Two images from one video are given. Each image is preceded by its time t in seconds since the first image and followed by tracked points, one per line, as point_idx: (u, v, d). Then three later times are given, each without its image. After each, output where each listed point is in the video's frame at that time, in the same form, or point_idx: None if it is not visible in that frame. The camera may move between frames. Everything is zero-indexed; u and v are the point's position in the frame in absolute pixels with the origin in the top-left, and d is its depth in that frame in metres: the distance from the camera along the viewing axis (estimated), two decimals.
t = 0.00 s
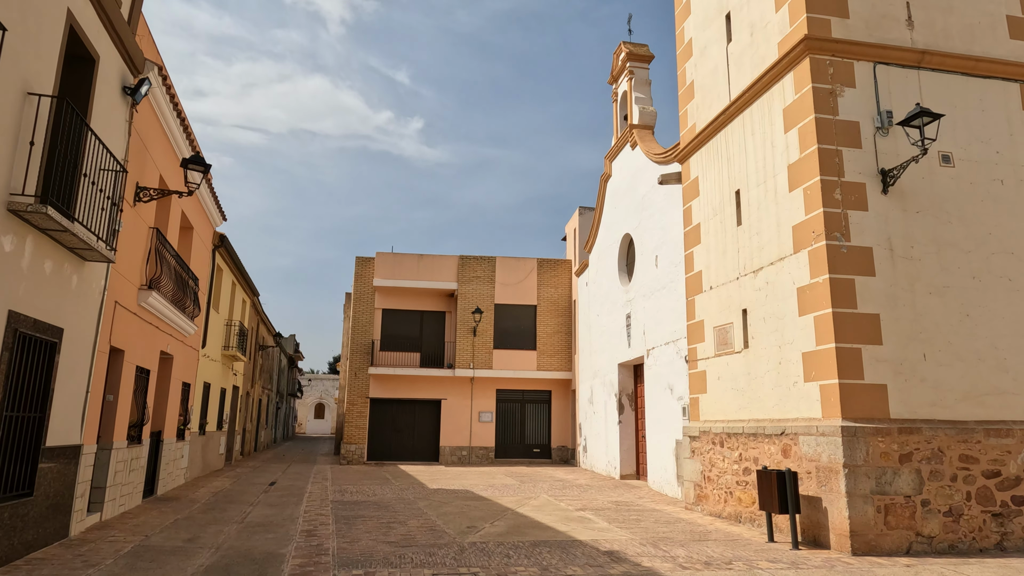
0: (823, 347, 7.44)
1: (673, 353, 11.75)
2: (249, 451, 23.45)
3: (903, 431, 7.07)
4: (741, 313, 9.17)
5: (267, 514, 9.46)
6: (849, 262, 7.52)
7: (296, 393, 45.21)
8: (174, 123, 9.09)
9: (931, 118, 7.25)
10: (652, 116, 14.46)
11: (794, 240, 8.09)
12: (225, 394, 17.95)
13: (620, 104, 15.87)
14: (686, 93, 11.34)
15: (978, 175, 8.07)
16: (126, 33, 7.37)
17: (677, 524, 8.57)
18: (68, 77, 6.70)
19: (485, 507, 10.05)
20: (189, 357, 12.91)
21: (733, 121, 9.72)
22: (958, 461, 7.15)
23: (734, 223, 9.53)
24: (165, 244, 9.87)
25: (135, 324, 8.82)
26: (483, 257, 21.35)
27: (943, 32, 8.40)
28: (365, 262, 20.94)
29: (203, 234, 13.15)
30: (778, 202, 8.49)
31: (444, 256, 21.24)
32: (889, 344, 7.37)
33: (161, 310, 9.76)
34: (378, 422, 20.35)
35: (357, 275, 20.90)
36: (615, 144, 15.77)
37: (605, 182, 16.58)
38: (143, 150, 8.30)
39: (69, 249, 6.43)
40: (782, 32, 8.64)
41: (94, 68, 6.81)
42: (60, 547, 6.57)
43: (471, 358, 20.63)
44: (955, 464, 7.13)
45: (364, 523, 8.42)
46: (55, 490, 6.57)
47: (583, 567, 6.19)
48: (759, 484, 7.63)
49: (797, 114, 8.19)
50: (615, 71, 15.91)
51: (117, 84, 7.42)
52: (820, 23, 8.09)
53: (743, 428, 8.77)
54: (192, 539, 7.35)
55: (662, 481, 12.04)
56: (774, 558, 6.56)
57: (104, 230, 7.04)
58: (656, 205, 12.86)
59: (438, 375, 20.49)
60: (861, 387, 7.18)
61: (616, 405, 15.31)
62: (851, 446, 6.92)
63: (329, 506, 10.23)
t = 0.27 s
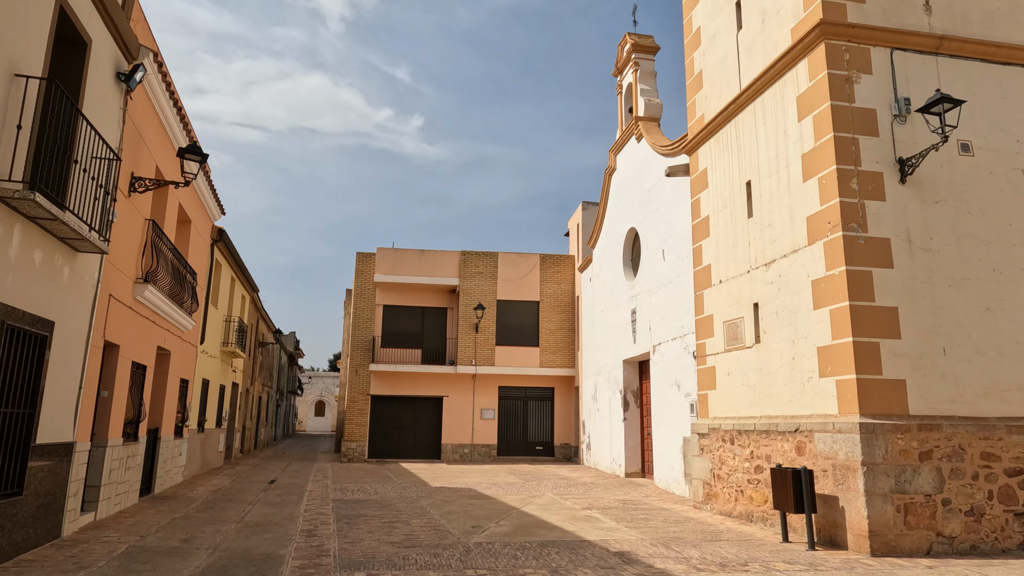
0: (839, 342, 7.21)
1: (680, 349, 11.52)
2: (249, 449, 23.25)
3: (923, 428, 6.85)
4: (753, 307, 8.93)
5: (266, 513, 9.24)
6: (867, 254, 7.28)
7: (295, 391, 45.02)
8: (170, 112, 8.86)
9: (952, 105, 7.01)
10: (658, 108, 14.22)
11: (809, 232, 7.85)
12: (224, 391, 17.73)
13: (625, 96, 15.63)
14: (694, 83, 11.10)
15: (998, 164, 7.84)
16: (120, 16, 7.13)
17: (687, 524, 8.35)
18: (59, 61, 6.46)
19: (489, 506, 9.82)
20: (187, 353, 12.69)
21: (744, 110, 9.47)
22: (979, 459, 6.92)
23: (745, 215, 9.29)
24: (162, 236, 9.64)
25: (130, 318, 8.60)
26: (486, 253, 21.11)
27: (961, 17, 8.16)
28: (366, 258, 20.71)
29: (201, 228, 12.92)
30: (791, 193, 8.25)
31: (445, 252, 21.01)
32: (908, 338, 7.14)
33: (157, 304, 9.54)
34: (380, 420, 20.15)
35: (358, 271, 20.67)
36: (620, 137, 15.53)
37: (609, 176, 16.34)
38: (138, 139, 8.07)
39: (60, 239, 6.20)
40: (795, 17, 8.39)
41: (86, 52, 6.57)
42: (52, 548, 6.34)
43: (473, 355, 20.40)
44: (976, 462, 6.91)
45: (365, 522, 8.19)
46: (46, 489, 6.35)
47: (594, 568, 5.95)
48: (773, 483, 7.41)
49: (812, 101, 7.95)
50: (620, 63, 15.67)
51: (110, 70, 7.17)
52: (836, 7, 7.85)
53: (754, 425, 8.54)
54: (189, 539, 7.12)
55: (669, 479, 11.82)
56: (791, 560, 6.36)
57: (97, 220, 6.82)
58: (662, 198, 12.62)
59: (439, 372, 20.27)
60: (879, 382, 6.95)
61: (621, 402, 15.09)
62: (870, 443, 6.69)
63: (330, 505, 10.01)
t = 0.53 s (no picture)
0: (859, 339, 6.97)
1: (690, 347, 11.29)
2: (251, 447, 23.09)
3: (946, 428, 6.62)
4: (767, 303, 8.70)
5: (268, 514, 9.04)
6: (888, 248, 7.04)
7: (298, 389, 44.90)
8: (169, 102, 8.64)
9: (978, 93, 6.77)
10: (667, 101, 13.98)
11: (827, 225, 7.62)
12: (226, 389, 17.54)
13: (632, 90, 15.40)
14: (705, 75, 10.85)
15: (1022, 156, 7.59)
16: (117, 2, 6.91)
17: (699, 526, 8.13)
18: (53, 48, 6.25)
19: (496, 506, 9.62)
20: (188, 350, 12.49)
21: (758, 101, 9.23)
22: (1005, 460, 6.69)
23: (759, 209, 9.06)
24: (161, 231, 9.44)
25: (129, 314, 8.40)
26: (490, 249, 20.89)
27: (984, 4, 7.90)
28: (369, 254, 20.51)
29: (202, 223, 12.73)
30: (807, 185, 8.01)
31: (449, 248, 20.79)
32: (930, 335, 6.90)
33: (157, 300, 9.34)
34: (383, 418, 19.98)
35: (361, 268, 20.47)
36: (627, 131, 15.29)
37: (616, 171, 16.11)
38: (136, 130, 7.86)
39: (54, 231, 6.00)
40: (812, 5, 8.14)
41: (82, 39, 6.35)
42: (46, 551, 6.15)
43: (477, 352, 20.19)
44: (1001, 463, 6.68)
45: (370, 524, 7.98)
46: (41, 490, 6.15)
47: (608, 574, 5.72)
48: (790, 484, 7.19)
49: (830, 91, 7.71)
50: (627, 56, 15.42)
51: (107, 58, 6.96)
52: None
53: (769, 424, 8.31)
54: (188, 542, 6.92)
55: (678, 479, 11.61)
56: (812, 565, 6.14)
57: (93, 212, 6.61)
58: (671, 193, 12.38)
59: (443, 369, 20.07)
60: (901, 380, 6.72)
61: (628, 400, 14.86)
62: (892, 444, 6.46)
63: (334, 505, 9.81)
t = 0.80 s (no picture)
0: (877, 334, 6.74)
1: (698, 343, 11.07)
2: (251, 445, 22.91)
3: (969, 426, 6.38)
4: (779, 298, 8.46)
5: (266, 514, 8.82)
6: (907, 239, 6.79)
7: (299, 387, 44.75)
8: (164, 91, 8.41)
9: (1001, 79, 6.52)
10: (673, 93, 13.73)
11: (842, 217, 7.38)
12: (225, 386, 17.34)
13: (638, 83, 15.15)
14: (714, 65, 10.60)
15: None
16: None
17: (710, 527, 7.90)
18: (42, 31, 6.03)
19: (500, 506, 9.39)
20: (186, 346, 12.29)
21: (769, 90, 8.98)
22: None
23: (770, 202, 8.81)
24: (157, 224, 9.23)
25: (123, 309, 8.19)
26: (493, 246, 20.66)
27: None
28: (370, 250, 20.29)
29: (200, 217, 12.52)
30: (822, 176, 7.77)
31: (451, 245, 20.57)
32: (951, 329, 6.66)
33: (153, 294, 9.13)
34: (385, 416, 19.77)
35: (362, 264, 20.26)
36: (632, 125, 15.05)
37: (621, 165, 15.87)
38: (130, 118, 7.64)
39: (43, 221, 5.79)
40: None
41: (72, 22, 6.13)
42: (35, 552, 5.93)
43: (480, 350, 19.97)
44: None
45: (371, 525, 7.76)
46: (30, 489, 5.94)
47: None
48: (805, 484, 6.96)
49: (846, 78, 7.46)
50: (633, 48, 15.17)
51: (99, 43, 6.74)
52: None
53: (781, 423, 8.07)
54: (183, 543, 6.71)
55: (685, 478, 11.39)
56: (830, 568, 5.92)
57: (84, 202, 6.39)
58: (679, 186, 12.14)
59: (445, 367, 19.85)
60: (921, 377, 6.48)
61: (633, 398, 14.63)
62: (912, 443, 6.23)
63: (334, 504, 9.59)
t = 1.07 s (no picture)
0: (898, 331, 6.50)
1: (707, 341, 10.84)
2: (252, 444, 22.73)
3: (994, 427, 6.15)
4: (793, 294, 8.22)
5: (266, 516, 8.61)
6: (929, 233, 6.55)
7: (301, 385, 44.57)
8: (161, 81, 8.19)
9: None
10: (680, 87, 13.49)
11: (861, 211, 7.13)
12: (225, 385, 17.14)
13: (644, 77, 14.91)
14: (724, 57, 10.35)
15: None
16: None
17: (723, 531, 7.68)
18: (33, 16, 5.81)
19: (506, 508, 9.17)
20: (185, 344, 12.08)
21: (783, 82, 8.73)
22: None
23: (784, 196, 8.56)
24: (154, 218, 9.01)
25: (119, 305, 7.97)
26: (496, 243, 20.44)
27: None
28: (373, 248, 20.08)
29: (199, 212, 12.30)
30: (839, 169, 7.52)
31: (454, 242, 20.35)
32: (975, 327, 6.43)
33: (150, 290, 8.92)
34: (387, 415, 19.57)
35: (364, 262, 20.05)
36: (638, 120, 14.81)
37: (626, 161, 15.64)
38: (125, 109, 7.42)
39: (33, 213, 5.58)
40: None
41: (63, 6, 5.91)
42: (26, 557, 5.72)
43: (483, 348, 19.75)
44: None
45: (374, 528, 7.54)
46: (21, 492, 5.72)
47: None
48: (822, 486, 6.73)
49: (864, 67, 7.21)
50: (639, 41, 14.92)
51: (93, 30, 6.53)
52: None
53: (796, 423, 7.84)
54: (180, 548, 6.49)
55: (694, 479, 11.18)
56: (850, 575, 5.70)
57: (76, 193, 6.17)
58: (687, 181, 11.90)
59: (448, 365, 19.64)
60: (945, 375, 6.24)
61: (639, 397, 14.41)
62: (936, 444, 5.99)
63: (335, 506, 9.38)
